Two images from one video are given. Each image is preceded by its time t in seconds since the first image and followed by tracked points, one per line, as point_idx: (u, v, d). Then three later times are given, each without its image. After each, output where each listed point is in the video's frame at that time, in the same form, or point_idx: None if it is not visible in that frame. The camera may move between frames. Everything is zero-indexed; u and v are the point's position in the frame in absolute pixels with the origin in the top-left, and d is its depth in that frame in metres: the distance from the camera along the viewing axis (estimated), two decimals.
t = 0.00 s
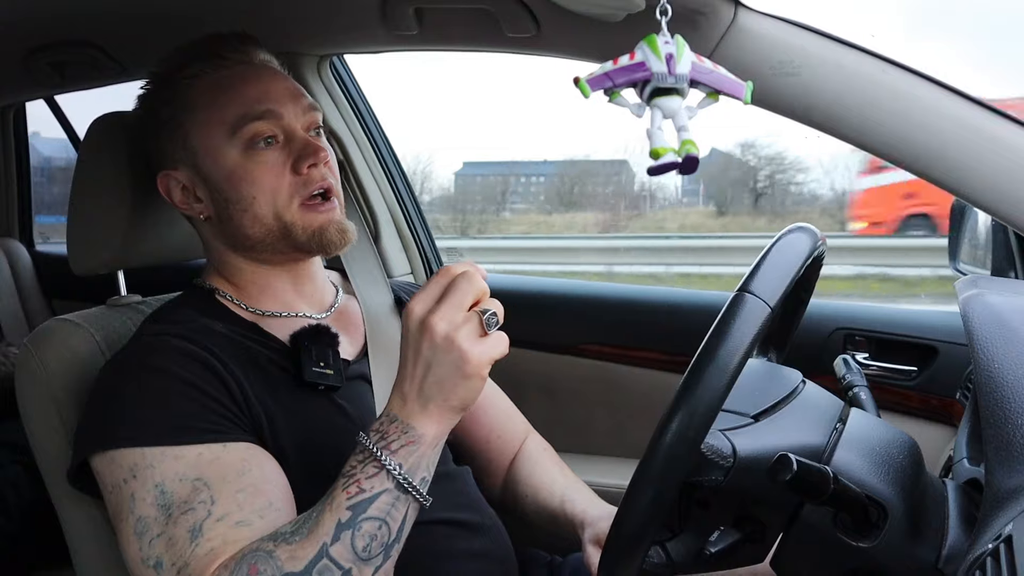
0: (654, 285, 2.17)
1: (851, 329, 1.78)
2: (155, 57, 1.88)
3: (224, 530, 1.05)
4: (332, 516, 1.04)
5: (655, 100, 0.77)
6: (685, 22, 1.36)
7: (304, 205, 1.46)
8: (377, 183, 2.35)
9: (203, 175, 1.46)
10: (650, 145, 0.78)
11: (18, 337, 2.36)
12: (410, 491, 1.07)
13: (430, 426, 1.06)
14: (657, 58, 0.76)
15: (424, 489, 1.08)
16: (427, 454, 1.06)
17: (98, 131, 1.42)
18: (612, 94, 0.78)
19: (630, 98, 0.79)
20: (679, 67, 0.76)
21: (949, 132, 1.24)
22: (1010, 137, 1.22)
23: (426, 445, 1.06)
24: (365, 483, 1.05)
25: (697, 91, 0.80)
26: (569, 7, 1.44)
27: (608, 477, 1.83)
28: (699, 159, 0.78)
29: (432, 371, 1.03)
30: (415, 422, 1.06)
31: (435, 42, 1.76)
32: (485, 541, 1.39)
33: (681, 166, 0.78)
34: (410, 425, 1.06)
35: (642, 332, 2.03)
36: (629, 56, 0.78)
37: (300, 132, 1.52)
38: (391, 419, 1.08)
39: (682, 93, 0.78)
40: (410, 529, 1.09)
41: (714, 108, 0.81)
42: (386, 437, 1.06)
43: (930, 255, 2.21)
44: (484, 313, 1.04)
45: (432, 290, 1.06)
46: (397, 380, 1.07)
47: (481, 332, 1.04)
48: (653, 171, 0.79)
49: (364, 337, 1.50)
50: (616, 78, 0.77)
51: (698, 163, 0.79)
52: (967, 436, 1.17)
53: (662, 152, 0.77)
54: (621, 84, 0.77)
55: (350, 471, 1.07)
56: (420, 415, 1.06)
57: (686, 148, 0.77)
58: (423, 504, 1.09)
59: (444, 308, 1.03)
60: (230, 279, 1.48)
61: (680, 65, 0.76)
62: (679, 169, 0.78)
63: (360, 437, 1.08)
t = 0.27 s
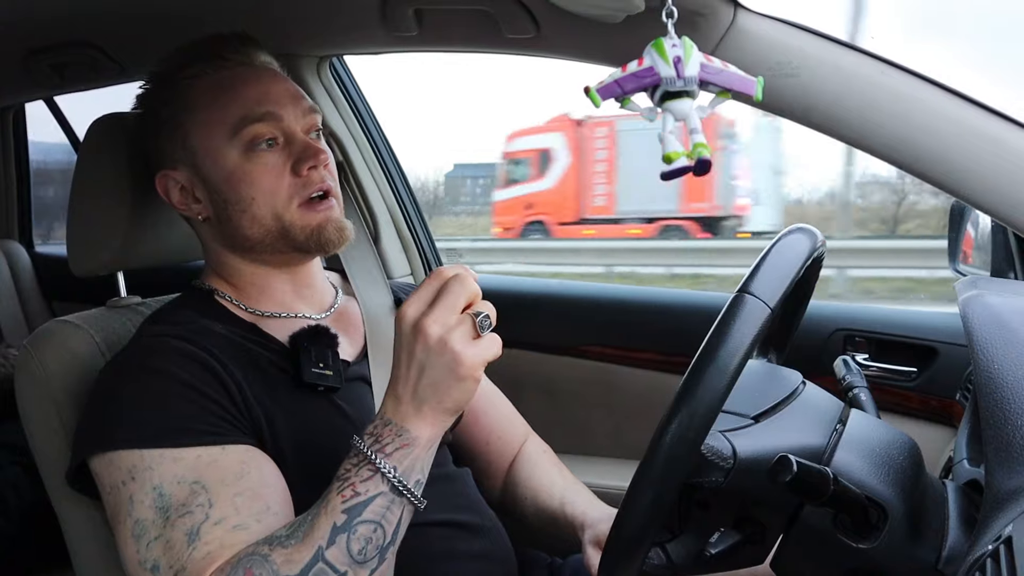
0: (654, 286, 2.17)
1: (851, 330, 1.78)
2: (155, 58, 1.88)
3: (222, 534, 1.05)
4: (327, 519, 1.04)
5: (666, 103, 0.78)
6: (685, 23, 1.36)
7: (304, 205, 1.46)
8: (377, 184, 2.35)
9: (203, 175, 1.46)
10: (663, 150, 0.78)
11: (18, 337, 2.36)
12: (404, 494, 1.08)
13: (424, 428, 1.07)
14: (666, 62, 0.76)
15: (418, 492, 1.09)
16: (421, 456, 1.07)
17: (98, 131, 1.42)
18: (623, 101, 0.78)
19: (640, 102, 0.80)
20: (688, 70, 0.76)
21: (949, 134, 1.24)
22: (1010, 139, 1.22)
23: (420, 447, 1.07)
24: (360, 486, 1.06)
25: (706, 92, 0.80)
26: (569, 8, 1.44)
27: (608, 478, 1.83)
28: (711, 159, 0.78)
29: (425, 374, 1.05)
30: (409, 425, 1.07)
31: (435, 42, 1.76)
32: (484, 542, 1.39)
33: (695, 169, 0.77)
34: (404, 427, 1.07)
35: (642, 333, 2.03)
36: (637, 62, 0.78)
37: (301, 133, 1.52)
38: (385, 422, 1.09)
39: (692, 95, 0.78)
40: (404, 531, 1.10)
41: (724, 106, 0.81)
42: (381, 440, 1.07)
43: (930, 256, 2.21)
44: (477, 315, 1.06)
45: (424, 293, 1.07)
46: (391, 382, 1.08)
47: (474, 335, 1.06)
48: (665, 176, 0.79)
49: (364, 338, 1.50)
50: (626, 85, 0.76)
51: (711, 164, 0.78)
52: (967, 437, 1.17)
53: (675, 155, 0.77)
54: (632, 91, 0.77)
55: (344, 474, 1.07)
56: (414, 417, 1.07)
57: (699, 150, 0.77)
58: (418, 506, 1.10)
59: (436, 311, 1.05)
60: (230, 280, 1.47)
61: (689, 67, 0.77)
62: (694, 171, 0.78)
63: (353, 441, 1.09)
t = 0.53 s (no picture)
0: (653, 289, 2.17)
1: (851, 332, 1.78)
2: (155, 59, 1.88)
3: (221, 534, 1.05)
4: (322, 515, 1.04)
5: (664, 103, 0.78)
6: (686, 25, 1.36)
7: (306, 205, 1.46)
8: (377, 186, 2.35)
9: (204, 175, 1.46)
10: (658, 149, 0.77)
11: (18, 339, 2.36)
12: (399, 487, 1.07)
13: (416, 422, 1.07)
14: (663, 62, 0.77)
15: (413, 485, 1.08)
16: (414, 450, 1.07)
17: (99, 132, 1.43)
18: (621, 101, 0.79)
19: (639, 104, 0.80)
20: (686, 69, 0.76)
21: (948, 137, 1.25)
22: (1010, 141, 1.22)
23: (412, 441, 1.06)
24: (354, 482, 1.05)
25: (707, 94, 0.80)
26: (570, 10, 1.44)
27: (607, 480, 1.83)
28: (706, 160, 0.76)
29: (415, 368, 1.04)
30: (400, 419, 1.07)
31: (436, 45, 1.76)
32: (483, 543, 1.39)
33: (689, 168, 0.76)
34: (395, 422, 1.07)
35: (641, 335, 2.03)
36: (635, 62, 0.79)
37: (302, 133, 1.52)
38: (377, 418, 1.08)
39: (690, 95, 0.78)
40: (399, 524, 1.10)
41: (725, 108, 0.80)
42: (373, 435, 1.07)
43: (929, 259, 2.21)
44: (463, 308, 1.06)
45: (410, 290, 1.07)
46: (381, 378, 1.08)
47: (461, 327, 1.06)
48: (659, 176, 0.77)
49: (363, 340, 1.50)
50: (623, 85, 0.77)
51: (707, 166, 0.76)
52: (967, 440, 1.17)
53: (669, 155, 0.76)
54: (629, 91, 0.78)
55: (338, 470, 1.07)
56: (405, 412, 1.07)
57: (694, 148, 0.75)
58: (412, 499, 1.10)
59: (423, 305, 1.05)
60: (231, 281, 1.47)
61: (687, 67, 0.77)
62: (688, 171, 0.76)
63: (346, 437, 1.08)
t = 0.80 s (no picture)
0: (653, 290, 2.17)
1: (851, 333, 1.78)
2: (155, 60, 1.88)
3: (221, 537, 1.05)
4: (324, 520, 1.04)
5: (658, 106, 0.78)
6: (685, 26, 1.36)
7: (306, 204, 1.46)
8: (376, 187, 2.35)
9: (204, 175, 1.46)
10: (649, 153, 0.78)
11: (17, 340, 2.36)
12: (401, 493, 1.08)
13: (419, 427, 1.07)
14: (657, 65, 0.76)
15: (414, 491, 1.09)
16: (416, 456, 1.08)
17: (99, 133, 1.42)
18: (615, 103, 0.79)
19: (634, 105, 0.80)
20: (679, 73, 0.76)
21: (948, 137, 1.24)
22: (1010, 142, 1.22)
23: (415, 446, 1.07)
24: (356, 487, 1.06)
25: (702, 95, 0.81)
26: (570, 11, 1.44)
27: (607, 481, 1.83)
28: (696, 166, 0.77)
29: (420, 374, 1.05)
30: (403, 425, 1.07)
31: (435, 45, 1.76)
32: (483, 544, 1.39)
33: (678, 174, 0.77)
34: (398, 427, 1.07)
35: (641, 336, 2.03)
36: (630, 64, 0.78)
37: (302, 134, 1.52)
38: (380, 423, 1.08)
39: (684, 99, 0.78)
40: (399, 531, 1.10)
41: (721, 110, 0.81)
42: (375, 440, 1.07)
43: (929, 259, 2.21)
44: (469, 314, 1.07)
45: (416, 295, 1.08)
46: (384, 383, 1.08)
47: (466, 333, 1.07)
48: (650, 179, 0.79)
49: (362, 341, 1.50)
50: (616, 88, 0.77)
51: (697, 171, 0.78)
52: (967, 441, 1.17)
53: (660, 160, 0.78)
54: (622, 94, 0.78)
55: (340, 474, 1.07)
56: (408, 418, 1.07)
57: (685, 155, 0.77)
58: (413, 506, 1.10)
59: (429, 311, 1.06)
60: (230, 281, 1.47)
61: (681, 70, 0.76)
62: (678, 177, 0.78)
63: (349, 442, 1.08)
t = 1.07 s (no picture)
0: (653, 290, 2.17)
1: (850, 334, 1.78)
2: (155, 61, 1.88)
3: (219, 538, 1.04)
4: (322, 521, 1.04)
5: (664, 106, 0.77)
6: (685, 27, 1.36)
7: (306, 202, 1.46)
8: (376, 187, 2.35)
9: (205, 174, 1.46)
10: (657, 151, 0.77)
11: (17, 340, 2.36)
12: (399, 494, 1.08)
13: (416, 429, 1.07)
14: (663, 65, 0.76)
15: (412, 492, 1.09)
16: (414, 457, 1.08)
17: (99, 133, 1.42)
18: (622, 104, 0.78)
19: (641, 106, 0.79)
20: (685, 72, 0.76)
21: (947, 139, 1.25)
22: (1009, 143, 1.22)
23: (412, 448, 1.07)
24: (354, 488, 1.06)
25: (708, 94, 0.79)
26: (570, 12, 1.44)
27: (606, 481, 1.83)
28: (705, 162, 0.76)
29: (417, 375, 1.05)
30: (402, 426, 1.07)
31: (435, 46, 1.76)
32: (482, 544, 1.39)
33: (689, 171, 0.76)
34: (397, 429, 1.07)
35: (640, 337, 2.03)
36: (636, 65, 0.78)
37: (303, 133, 1.53)
38: (378, 424, 1.09)
39: (691, 97, 0.77)
40: (397, 533, 1.10)
41: (728, 109, 0.81)
42: (374, 441, 1.07)
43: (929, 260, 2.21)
44: (467, 316, 1.07)
45: (415, 297, 1.08)
46: (383, 385, 1.09)
47: (465, 335, 1.07)
48: (659, 178, 0.77)
49: (362, 342, 1.50)
50: (622, 89, 0.77)
51: (706, 168, 0.76)
52: (966, 440, 1.17)
53: (668, 158, 0.76)
54: (628, 94, 0.78)
55: (338, 476, 1.07)
56: (406, 419, 1.07)
57: (693, 152, 0.75)
58: (411, 507, 1.10)
59: (427, 313, 1.06)
60: (230, 281, 1.47)
61: (687, 69, 0.76)
62: (687, 174, 0.76)
63: (346, 443, 1.09)
